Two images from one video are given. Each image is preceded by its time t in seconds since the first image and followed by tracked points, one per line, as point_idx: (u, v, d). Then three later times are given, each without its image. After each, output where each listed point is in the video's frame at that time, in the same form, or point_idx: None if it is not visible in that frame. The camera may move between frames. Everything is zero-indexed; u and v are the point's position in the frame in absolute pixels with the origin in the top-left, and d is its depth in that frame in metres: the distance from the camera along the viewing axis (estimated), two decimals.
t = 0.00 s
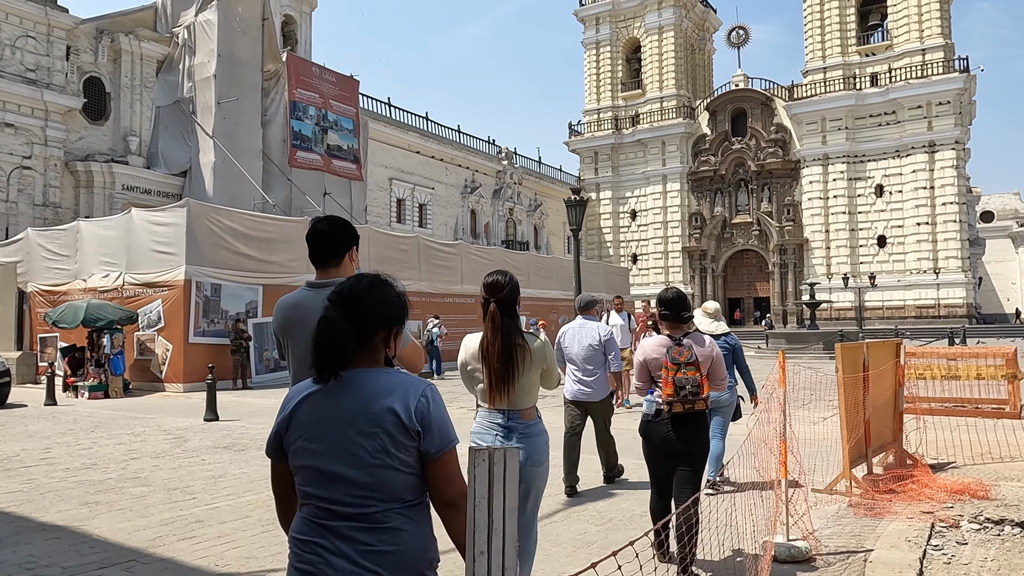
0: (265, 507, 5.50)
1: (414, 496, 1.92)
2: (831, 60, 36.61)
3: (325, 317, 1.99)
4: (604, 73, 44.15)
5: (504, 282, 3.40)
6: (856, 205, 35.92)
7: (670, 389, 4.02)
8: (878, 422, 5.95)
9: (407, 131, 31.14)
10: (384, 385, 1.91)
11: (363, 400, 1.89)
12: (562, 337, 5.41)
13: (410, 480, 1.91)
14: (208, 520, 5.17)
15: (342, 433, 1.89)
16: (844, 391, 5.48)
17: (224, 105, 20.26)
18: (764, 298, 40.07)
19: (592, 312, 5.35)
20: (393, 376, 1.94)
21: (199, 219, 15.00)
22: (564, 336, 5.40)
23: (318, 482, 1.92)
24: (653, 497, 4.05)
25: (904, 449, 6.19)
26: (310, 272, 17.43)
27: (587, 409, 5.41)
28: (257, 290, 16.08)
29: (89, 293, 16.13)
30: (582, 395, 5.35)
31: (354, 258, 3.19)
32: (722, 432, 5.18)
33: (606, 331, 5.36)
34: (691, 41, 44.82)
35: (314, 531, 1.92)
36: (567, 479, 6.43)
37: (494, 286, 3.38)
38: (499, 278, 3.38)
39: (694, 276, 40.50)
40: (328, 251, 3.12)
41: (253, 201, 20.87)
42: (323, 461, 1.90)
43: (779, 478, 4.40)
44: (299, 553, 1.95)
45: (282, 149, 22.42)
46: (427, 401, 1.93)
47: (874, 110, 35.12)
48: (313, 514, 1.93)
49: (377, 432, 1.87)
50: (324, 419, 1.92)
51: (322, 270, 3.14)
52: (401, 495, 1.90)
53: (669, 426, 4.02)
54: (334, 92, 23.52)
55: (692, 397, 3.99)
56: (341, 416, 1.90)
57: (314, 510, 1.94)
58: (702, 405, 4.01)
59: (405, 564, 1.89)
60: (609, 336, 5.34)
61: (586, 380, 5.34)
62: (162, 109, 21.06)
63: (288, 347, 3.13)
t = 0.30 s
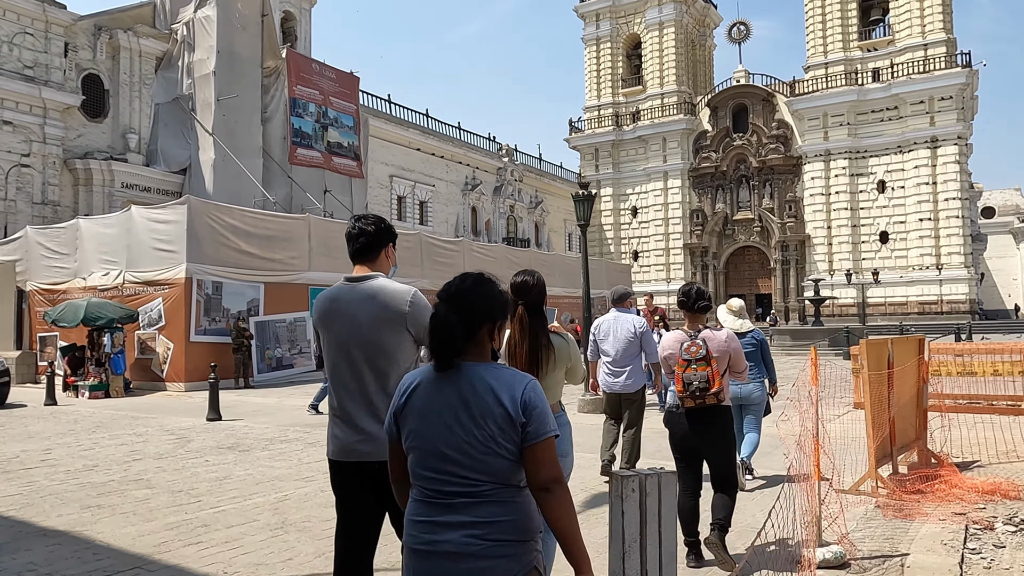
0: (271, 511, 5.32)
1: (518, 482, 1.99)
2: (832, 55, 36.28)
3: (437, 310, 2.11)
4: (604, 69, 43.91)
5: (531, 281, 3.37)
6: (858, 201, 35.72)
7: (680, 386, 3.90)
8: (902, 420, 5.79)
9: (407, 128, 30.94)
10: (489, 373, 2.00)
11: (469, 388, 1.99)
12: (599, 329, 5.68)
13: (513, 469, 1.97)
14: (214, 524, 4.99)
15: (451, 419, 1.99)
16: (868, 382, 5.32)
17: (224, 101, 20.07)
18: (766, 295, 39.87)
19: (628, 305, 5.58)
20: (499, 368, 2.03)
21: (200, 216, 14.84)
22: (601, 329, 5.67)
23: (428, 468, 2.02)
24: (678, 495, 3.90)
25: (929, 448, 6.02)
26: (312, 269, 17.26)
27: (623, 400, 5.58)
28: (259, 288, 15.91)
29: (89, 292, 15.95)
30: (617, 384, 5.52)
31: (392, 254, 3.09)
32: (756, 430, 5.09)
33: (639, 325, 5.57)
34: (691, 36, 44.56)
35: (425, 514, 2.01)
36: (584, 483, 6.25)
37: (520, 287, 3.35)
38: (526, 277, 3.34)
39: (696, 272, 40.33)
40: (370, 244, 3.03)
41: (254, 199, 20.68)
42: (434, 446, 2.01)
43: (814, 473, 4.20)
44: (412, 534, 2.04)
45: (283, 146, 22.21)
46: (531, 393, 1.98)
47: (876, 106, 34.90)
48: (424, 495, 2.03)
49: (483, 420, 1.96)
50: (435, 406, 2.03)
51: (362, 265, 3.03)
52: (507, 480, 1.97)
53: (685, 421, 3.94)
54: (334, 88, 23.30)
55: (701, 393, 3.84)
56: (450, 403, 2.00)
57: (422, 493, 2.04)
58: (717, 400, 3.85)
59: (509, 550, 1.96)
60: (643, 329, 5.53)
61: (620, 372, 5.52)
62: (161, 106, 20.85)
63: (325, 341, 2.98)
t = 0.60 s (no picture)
0: (271, 521, 5.10)
1: (602, 477, 2.22)
2: (826, 51, 36.14)
3: (522, 319, 2.26)
4: (597, 65, 43.69)
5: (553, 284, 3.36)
6: (853, 196, 35.62)
7: (712, 387, 3.86)
8: (923, 421, 5.61)
9: (400, 124, 30.64)
10: (578, 379, 2.19)
11: (565, 393, 2.16)
12: (623, 331, 5.71)
13: (601, 464, 2.21)
14: (212, 535, 4.76)
15: (545, 420, 2.16)
16: (890, 386, 5.15)
17: (215, 98, 19.77)
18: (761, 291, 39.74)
19: (649, 307, 5.60)
20: (586, 374, 2.22)
21: (193, 213, 14.57)
22: (625, 332, 5.70)
23: (521, 466, 2.17)
24: (709, 495, 3.80)
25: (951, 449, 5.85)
26: (308, 267, 17.00)
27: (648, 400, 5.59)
28: (253, 287, 15.64)
29: (79, 292, 15.66)
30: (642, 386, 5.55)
31: (441, 264, 3.14)
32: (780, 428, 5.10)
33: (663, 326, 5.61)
34: (685, 32, 44.36)
35: (515, 508, 2.16)
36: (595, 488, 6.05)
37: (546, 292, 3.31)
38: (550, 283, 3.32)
39: (690, 269, 40.20)
40: (421, 252, 3.08)
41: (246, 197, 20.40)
42: (527, 446, 2.16)
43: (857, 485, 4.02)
44: (500, 525, 2.19)
45: (275, 143, 21.93)
46: (616, 397, 2.23)
47: (870, 102, 34.78)
48: (513, 490, 2.18)
49: (577, 423, 2.16)
50: (528, 408, 2.18)
51: (412, 273, 3.07)
52: (596, 476, 2.19)
53: (718, 424, 3.90)
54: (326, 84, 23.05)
55: (734, 395, 3.80)
56: (543, 406, 2.17)
57: (511, 489, 2.18)
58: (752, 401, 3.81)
59: (596, 540, 2.15)
60: (667, 329, 5.58)
61: (646, 373, 5.54)
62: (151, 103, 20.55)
63: (375, 345, 3.03)
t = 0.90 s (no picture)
0: (270, 524, 4.91)
1: (666, 453, 2.28)
2: (817, 46, 36.00)
3: (582, 308, 2.35)
4: (588, 60, 43.44)
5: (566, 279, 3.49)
6: (843, 191, 35.58)
7: (762, 379, 3.99)
8: (940, 417, 5.50)
9: (391, 119, 30.33)
10: (638, 360, 2.27)
11: (625, 374, 2.25)
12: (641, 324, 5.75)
13: (664, 442, 2.26)
14: (207, 540, 4.56)
15: (608, 404, 2.25)
16: (910, 380, 5.02)
17: (204, 91, 19.46)
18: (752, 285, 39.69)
19: (665, 298, 5.63)
20: (642, 355, 2.29)
21: (182, 207, 14.31)
22: (642, 324, 5.74)
23: (586, 449, 2.27)
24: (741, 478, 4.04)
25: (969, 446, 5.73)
26: (299, 263, 16.76)
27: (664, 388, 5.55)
28: (244, 282, 15.36)
29: (66, 288, 15.35)
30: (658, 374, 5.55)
31: (471, 257, 3.35)
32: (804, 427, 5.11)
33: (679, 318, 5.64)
34: (676, 27, 44.18)
35: (583, 489, 2.28)
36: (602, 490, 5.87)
37: (565, 290, 3.42)
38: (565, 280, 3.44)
39: (682, 264, 40.13)
40: (454, 245, 3.28)
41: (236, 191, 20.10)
42: (591, 428, 2.26)
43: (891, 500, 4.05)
44: (569, 499, 2.32)
45: (265, 137, 21.63)
46: (677, 377, 2.28)
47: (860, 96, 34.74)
48: (578, 467, 2.30)
49: (638, 403, 2.23)
50: (589, 394, 2.27)
51: (445, 265, 3.28)
52: (659, 452, 2.26)
53: (762, 416, 4.05)
54: (316, 78, 22.76)
55: (784, 388, 3.97)
56: (605, 389, 2.26)
57: (579, 470, 2.30)
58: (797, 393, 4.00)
59: (661, 515, 2.24)
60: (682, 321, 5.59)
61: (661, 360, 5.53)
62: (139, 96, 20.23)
63: (412, 332, 3.21)
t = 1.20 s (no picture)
0: (259, 539, 4.62)
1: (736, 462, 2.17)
2: (808, 44, 35.86)
3: (652, 315, 2.32)
4: (580, 57, 43.19)
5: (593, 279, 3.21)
6: (835, 189, 35.50)
7: (797, 380, 3.88)
8: (960, 422, 5.29)
9: (382, 116, 29.97)
10: (710, 371, 2.20)
11: (689, 382, 2.19)
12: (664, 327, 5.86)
13: (732, 452, 2.16)
14: (192, 558, 4.26)
15: (674, 414, 2.19)
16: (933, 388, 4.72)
17: (191, 86, 19.07)
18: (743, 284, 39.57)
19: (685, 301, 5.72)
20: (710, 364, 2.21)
21: (168, 204, 13.97)
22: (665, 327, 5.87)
23: (653, 457, 2.23)
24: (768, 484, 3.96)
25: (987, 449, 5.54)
26: (288, 262, 16.43)
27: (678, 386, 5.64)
28: (231, 281, 15.01)
29: (49, 287, 14.94)
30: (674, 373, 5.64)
31: (475, 257, 3.07)
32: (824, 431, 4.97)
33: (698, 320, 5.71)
34: (667, 25, 43.95)
35: (648, 498, 2.23)
36: (608, 498, 5.62)
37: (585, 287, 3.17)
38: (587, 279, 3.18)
39: (673, 263, 39.99)
40: (455, 245, 3.01)
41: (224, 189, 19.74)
42: (658, 436, 2.21)
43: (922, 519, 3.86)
44: (642, 510, 2.24)
45: (254, 134, 21.26)
46: (744, 385, 2.16)
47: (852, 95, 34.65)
48: (649, 476, 2.23)
49: (704, 412, 2.15)
50: (657, 402, 2.23)
51: (447, 268, 3.00)
52: (728, 460, 2.16)
53: (795, 418, 3.94)
54: (306, 74, 22.37)
55: (820, 388, 3.87)
56: (671, 397, 2.20)
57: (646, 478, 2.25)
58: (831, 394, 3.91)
59: (735, 525, 2.15)
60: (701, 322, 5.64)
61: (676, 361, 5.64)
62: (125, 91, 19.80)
63: (413, 336, 2.97)
